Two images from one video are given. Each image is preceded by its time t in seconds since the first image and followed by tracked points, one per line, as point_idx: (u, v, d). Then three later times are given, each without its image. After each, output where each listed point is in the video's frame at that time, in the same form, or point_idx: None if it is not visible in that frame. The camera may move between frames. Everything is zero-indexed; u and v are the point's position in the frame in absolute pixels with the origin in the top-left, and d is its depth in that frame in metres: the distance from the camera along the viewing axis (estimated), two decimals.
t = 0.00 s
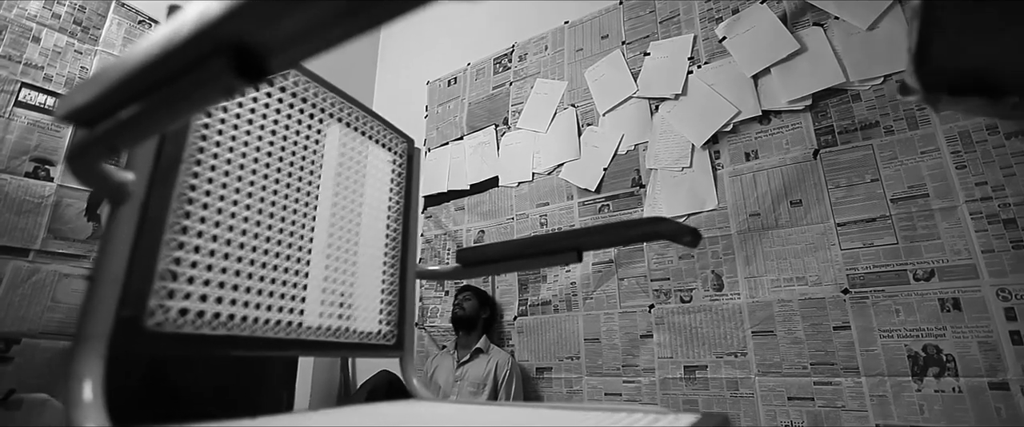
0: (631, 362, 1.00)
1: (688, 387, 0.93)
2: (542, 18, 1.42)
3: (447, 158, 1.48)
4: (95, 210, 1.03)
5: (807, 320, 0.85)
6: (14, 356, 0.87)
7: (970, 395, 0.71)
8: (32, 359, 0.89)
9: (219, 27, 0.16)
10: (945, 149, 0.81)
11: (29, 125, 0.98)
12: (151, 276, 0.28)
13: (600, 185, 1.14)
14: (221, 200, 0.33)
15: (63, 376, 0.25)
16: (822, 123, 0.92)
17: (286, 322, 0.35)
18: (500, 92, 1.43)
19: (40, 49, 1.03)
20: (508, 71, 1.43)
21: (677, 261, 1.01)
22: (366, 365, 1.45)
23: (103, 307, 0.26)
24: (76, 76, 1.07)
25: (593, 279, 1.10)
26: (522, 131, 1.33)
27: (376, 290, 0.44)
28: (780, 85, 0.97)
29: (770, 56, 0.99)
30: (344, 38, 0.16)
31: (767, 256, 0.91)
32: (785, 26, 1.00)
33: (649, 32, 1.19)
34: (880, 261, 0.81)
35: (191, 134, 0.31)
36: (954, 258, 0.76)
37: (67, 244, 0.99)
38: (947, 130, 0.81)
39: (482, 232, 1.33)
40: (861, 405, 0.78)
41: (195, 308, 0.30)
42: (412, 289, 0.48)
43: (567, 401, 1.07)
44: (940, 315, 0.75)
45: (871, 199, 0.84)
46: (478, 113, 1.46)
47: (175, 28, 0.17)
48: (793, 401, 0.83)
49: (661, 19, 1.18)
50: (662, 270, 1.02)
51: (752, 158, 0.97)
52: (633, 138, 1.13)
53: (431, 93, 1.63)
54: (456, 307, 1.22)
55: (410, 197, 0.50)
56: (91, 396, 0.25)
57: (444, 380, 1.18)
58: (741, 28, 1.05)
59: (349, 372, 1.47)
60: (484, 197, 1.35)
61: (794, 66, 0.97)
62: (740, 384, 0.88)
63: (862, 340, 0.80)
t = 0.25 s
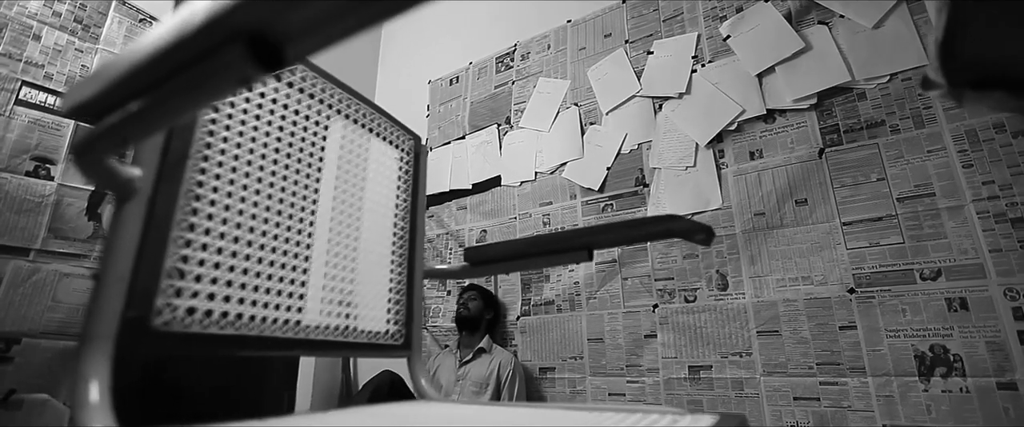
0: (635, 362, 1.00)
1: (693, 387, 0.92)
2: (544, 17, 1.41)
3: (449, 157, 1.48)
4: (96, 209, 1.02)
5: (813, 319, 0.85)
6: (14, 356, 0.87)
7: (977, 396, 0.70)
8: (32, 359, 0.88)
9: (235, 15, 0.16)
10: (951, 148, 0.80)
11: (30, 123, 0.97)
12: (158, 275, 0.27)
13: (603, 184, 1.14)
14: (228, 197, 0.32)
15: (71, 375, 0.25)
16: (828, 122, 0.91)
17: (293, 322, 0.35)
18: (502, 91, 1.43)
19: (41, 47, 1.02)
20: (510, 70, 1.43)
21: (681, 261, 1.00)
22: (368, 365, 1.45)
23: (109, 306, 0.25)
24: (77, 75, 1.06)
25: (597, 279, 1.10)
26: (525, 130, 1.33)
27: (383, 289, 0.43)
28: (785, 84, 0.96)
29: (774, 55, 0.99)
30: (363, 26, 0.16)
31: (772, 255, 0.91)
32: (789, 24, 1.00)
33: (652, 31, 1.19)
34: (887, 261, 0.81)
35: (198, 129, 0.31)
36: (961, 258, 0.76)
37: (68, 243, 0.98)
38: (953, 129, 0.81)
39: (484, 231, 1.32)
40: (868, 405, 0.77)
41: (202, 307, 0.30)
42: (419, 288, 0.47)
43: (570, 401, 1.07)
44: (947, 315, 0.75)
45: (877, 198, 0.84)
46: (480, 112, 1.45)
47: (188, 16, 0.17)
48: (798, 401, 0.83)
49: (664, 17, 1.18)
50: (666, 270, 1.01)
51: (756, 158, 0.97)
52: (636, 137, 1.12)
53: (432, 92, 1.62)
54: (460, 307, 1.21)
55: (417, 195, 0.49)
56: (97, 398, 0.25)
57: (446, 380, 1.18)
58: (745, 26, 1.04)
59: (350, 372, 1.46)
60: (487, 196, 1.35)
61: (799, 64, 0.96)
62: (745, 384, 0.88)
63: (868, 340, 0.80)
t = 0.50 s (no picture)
0: (639, 362, 0.99)
1: (698, 387, 0.92)
2: (547, 16, 1.41)
3: (451, 156, 1.47)
4: (97, 208, 1.02)
5: (819, 319, 0.84)
6: (14, 356, 0.86)
7: (985, 396, 0.70)
8: (32, 360, 0.88)
9: None
10: (958, 147, 0.80)
11: (30, 121, 0.96)
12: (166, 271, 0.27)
13: (606, 183, 1.14)
14: (236, 193, 0.32)
15: (79, 374, 0.24)
16: (833, 121, 0.91)
17: (301, 321, 0.35)
18: (505, 90, 1.42)
19: (41, 45, 1.01)
20: (513, 69, 1.42)
21: (686, 260, 1.00)
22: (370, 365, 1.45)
23: (116, 305, 0.25)
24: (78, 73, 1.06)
25: (600, 278, 1.09)
26: (527, 129, 1.32)
27: (392, 288, 0.43)
28: (790, 82, 0.96)
29: (779, 53, 0.98)
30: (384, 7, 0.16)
31: (778, 255, 0.90)
32: (794, 23, 0.99)
33: (656, 29, 1.18)
34: (893, 260, 0.80)
35: (207, 124, 0.31)
36: (968, 257, 0.75)
37: (68, 242, 0.98)
38: (960, 128, 0.80)
39: (487, 231, 1.32)
40: (874, 405, 0.77)
41: (211, 306, 0.29)
42: (427, 288, 0.47)
43: (574, 401, 1.06)
44: (955, 314, 0.74)
45: (883, 198, 0.83)
46: (482, 111, 1.45)
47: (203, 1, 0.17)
48: (804, 401, 0.82)
49: (668, 16, 1.17)
50: (671, 269, 1.01)
51: (761, 156, 0.97)
52: (640, 136, 1.12)
53: (434, 91, 1.62)
54: (465, 306, 1.19)
55: (424, 193, 0.49)
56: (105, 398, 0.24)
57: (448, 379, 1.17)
58: (749, 25, 1.04)
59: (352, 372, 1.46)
60: (489, 195, 1.34)
61: (804, 63, 0.96)
62: (750, 384, 0.87)
63: (875, 340, 0.79)
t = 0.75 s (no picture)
0: (643, 362, 0.99)
1: (703, 387, 0.92)
2: (550, 14, 1.40)
3: (453, 155, 1.47)
4: (97, 207, 1.02)
5: (825, 319, 0.84)
6: (14, 356, 0.86)
7: (994, 396, 0.69)
8: (32, 360, 0.87)
9: None
10: (966, 146, 0.79)
11: (30, 120, 0.95)
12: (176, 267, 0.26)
13: (610, 182, 1.13)
14: (245, 189, 0.32)
15: (86, 375, 0.24)
16: (839, 120, 0.90)
17: (310, 320, 0.34)
18: (507, 89, 1.42)
19: (41, 43, 1.01)
20: (515, 68, 1.42)
21: (690, 260, 0.99)
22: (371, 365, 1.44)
23: (125, 302, 0.24)
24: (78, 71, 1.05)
25: (604, 278, 1.09)
26: (530, 128, 1.32)
27: (401, 287, 0.43)
28: (795, 81, 0.95)
29: (784, 52, 0.98)
30: None
31: (783, 254, 0.90)
32: (799, 21, 0.99)
33: (660, 28, 1.18)
34: (900, 259, 0.80)
35: (215, 118, 0.30)
36: (976, 256, 0.75)
37: (68, 241, 0.97)
38: (967, 126, 0.80)
39: (489, 230, 1.31)
40: (881, 406, 0.76)
41: (220, 304, 0.29)
42: (436, 286, 0.47)
43: (577, 401, 1.06)
44: (963, 314, 0.74)
45: (889, 197, 0.83)
46: (484, 110, 1.44)
47: None
48: (810, 402, 0.82)
49: (672, 14, 1.17)
50: (675, 269, 1.01)
51: (766, 155, 0.96)
52: (643, 135, 1.11)
53: (436, 90, 1.61)
54: (469, 306, 1.18)
55: (433, 191, 0.49)
56: (112, 400, 0.24)
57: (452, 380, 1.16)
58: (754, 23, 1.03)
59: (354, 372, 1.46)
60: (491, 194, 1.34)
61: (809, 61, 0.95)
62: (756, 384, 0.87)
63: (882, 340, 0.79)
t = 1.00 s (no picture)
0: (647, 362, 0.98)
1: (708, 387, 0.91)
2: (552, 13, 1.40)
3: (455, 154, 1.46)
4: (97, 206, 1.01)
5: (831, 318, 0.83)
6: (13, 356, 0.85)
7: (1002, 396, 0.69)
8: (31, 360, 0.87)
9: None
10: (973, 145, 0.79)
11: (29, 118, 0.94)
12: (184, 264, 0.26)
13: (614, 181, 1.13)
14: (255, 184, 0.31)
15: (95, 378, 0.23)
16: (844, 118, 0.90)
17: (322, 320, 0.34)
18: (509, 88, 1.41)
19: (41, 40, 1.00)
20: (517, 67, 1.41)
21: (695, 259, 0.99)
22: (372, 366, 1.44)
23: (133, 302, 0.24)
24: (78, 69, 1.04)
25: (608, 278, 1.09)
26: (533, 127, 1.32)
27: (410, 285, 0.43)
28: (801, 79, 0.95)
29: (789, 50, 0.97)
30: None
31: (788, 253, 0.90)
32: (804, 19, 0.99)
33: (663, 26, 1.17)
34: (907, 259, 0.79)
35: (225, 111, 0.30)
36: (984, 256, 0.74)
37: (68, 241, 0.96)
38: (974, 125, 0.79)
39: (491, 229, 1.31)
40: (889, 406, 0.76)
41: (230, 303, 0.28)
42: (445, 285, 0.47)
43: (581, 402, 1.05)
44: (970, 313, 0.73)
45: (896, 196, 0.83)
46: (486, 109, 1.44)
47: None
48: (816, 402, 0.82)
49: (676, 13, 1.16)
50: (679, 268, 1.00)
51: (771, 154, 0.96)
52: (647, 134, 1.11)
53: (437, 89, 1.61)
54: (475, 307, 1.17)
55: (441, 189, 0.49)
56: (122, 402, 0.23)
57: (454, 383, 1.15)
58: (759, 21, 1.03)
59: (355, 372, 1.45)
60: (494, 194, 1.34)
61: (815, 60, 0.95)
62: (761, 384, 0.86)
63: (888, 340, 0.78)
